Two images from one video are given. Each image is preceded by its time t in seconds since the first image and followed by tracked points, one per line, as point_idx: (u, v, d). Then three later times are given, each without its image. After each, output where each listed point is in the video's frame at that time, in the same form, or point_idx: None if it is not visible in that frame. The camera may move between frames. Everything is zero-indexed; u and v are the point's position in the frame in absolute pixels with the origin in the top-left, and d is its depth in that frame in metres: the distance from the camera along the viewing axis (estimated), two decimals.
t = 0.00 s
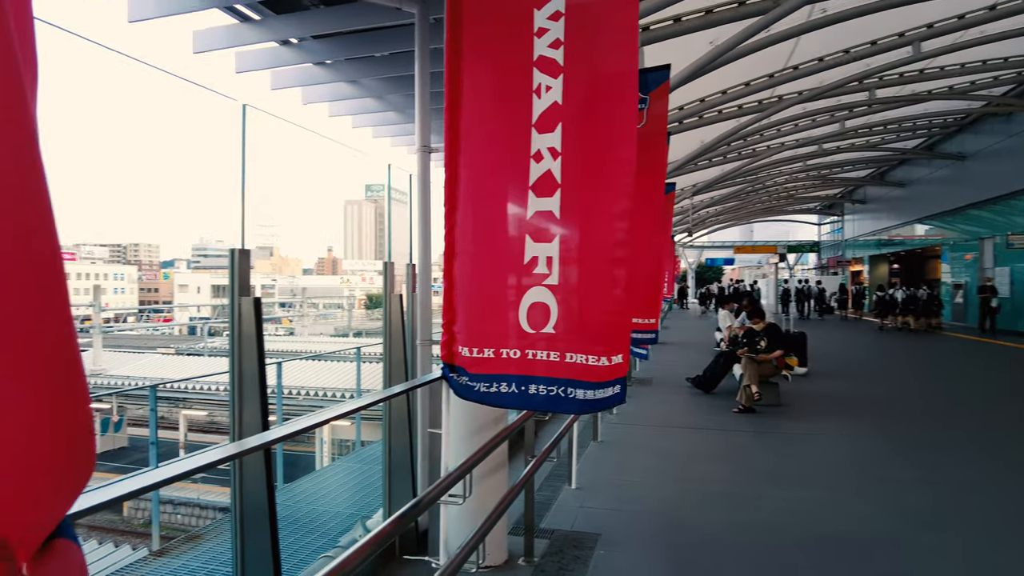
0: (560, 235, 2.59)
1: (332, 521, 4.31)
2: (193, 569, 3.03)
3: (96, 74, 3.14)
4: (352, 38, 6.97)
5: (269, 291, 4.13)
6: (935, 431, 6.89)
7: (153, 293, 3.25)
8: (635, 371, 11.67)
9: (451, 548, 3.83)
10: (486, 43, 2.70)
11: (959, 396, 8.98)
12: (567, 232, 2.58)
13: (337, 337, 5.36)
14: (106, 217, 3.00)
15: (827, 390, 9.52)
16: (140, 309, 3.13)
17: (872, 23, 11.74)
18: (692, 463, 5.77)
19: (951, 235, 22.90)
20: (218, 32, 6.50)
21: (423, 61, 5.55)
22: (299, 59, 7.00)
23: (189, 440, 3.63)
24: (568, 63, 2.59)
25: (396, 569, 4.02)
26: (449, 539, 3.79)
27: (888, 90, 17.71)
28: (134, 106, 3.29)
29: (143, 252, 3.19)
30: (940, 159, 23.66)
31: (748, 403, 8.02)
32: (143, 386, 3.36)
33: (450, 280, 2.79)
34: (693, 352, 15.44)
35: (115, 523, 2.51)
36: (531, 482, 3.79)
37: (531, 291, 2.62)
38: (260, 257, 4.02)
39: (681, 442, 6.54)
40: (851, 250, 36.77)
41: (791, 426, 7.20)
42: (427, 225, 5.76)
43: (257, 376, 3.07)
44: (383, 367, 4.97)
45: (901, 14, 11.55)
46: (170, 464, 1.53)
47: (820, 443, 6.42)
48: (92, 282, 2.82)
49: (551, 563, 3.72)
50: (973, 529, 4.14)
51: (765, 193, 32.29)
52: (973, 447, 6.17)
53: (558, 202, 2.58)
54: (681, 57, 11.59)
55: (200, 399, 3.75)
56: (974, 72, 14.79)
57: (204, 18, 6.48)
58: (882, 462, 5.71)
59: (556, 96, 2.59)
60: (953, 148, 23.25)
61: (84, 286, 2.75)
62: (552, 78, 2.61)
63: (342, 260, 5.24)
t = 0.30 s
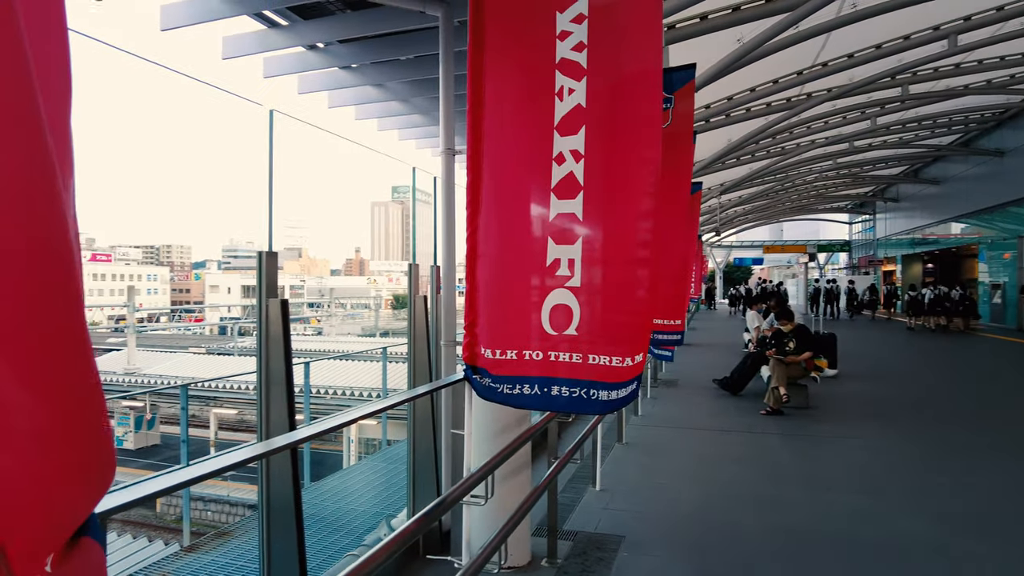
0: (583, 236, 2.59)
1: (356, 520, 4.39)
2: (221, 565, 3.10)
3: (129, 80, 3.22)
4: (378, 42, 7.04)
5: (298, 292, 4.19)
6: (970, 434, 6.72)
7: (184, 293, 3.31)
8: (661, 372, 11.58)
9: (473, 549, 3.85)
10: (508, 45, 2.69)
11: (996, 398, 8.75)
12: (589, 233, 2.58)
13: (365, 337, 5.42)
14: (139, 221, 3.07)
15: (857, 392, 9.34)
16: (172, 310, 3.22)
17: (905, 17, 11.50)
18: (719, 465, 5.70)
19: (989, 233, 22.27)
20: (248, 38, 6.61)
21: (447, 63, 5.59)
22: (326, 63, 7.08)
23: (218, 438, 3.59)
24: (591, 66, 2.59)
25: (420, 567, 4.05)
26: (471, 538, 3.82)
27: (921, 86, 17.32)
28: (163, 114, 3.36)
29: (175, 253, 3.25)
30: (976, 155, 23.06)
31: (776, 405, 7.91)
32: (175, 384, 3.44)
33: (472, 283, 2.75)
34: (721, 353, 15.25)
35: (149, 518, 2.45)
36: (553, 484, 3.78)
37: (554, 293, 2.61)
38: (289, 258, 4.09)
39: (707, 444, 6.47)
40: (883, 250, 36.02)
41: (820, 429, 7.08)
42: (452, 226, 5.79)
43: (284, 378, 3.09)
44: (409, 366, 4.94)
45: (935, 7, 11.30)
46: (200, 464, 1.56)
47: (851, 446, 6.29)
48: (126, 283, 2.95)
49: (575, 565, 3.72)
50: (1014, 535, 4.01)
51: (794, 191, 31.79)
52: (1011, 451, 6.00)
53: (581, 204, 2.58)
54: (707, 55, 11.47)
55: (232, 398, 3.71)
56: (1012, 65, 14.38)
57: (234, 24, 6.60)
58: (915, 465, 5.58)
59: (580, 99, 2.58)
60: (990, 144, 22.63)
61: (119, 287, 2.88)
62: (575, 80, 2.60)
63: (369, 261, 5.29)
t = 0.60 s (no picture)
0: (583, 239, 2.61)
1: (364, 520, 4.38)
2: (231, 565, 3.10)
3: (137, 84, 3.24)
4: (385, 44, 7.07)
5: (309, 292, 4.21)
6: (981, 435, 6.65)
7: (195, 294, 3.36)
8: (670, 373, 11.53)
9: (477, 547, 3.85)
10: (508, 50, 2.68)
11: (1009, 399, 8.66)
12: (589, 236, 2.60)
13: (374, 337, 5.43)
14: (150, 224, 3.09)
15: (868, 393, 9.27)
16: (183, 310, 3.26)
17: (916, 15, 11.39)
18: (726, 467, 5.68)
19: (1003, 233, 22.02)
20: (256, 43, 6.65)
21: (452, 66, 5.60)
22: (333, 67, 7.11)
23: (229, 438, 3.52)
24: (592, 72, 2.61)
25: (424, 568, 4.06)
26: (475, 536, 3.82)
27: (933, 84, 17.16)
28: (168, 119, 3.37)
29: (186, 255, 3.29)
30: (989, 154, 22.83)
31: (784, 406, 7.87)
32: (185, 384, 3.43)
33: (475, 285, 2.75)
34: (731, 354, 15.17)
35: (160, 516, 2.55)
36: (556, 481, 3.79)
37: (556, 295, 2.62)
38: (299, 259, 4.12)
39: (714, 445, 6.44)
40: (894, 249, 35.77)
41: (830, 430, 7.04)
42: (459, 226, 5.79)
43: (289, 380, 3.09)
44: (413, 367, 4.97)
45: (946, 5, 11.19)
46: (206, 461, 1.58)
47: (860, 447, 6.25)
48: (138, 284, 2.97)
49: (579, 565, 3.72)
50: None
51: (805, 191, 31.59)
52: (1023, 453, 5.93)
53: (582, 208, 2.59)
54: (715, 55, 11.43)
55: (243, 398, 3.73)
56: None
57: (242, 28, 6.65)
58: (925, 467, 5.53)
59: (580, 104, 2.60)
60: (1004, 143, 22.39)
61: (131, 288, 2.90)
62: (576, 86, 2.61)
63: (379, 262, 5.31)
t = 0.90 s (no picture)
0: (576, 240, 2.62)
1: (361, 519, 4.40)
2: (228, 564, 3.07)
3: (131, 85, 3.24)
4: (383, 45, 7.08)
5: (309, 293, 4.21)
6: (979, 436, 6.63)
7: (195, 295, 3.37)
8: (668, 373, 11.55)
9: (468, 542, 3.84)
10: (501, 52, 2.68)
11: (1006, 399, 8.68)
12: (582, 237, 2.62)
13: (373, 337, 5.43)
14: (150, 225, 3.10)
15: (865, 393, 9.29)
16: (183, 311, 3.28)
17: (913, 15, 11.39)
18: (722, 466, 5.67)
19: (1001, 233, 22.05)
20: (254, 44, 6.66)
21: (448, 68, 5.61)
22: (331, 68, 7.12)
23: (227, 438, 3.64)
24: (584, 76, 2.63)
25: (420, 567, 4.07)
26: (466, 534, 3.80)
27: (931, 84, 17.16)
28: (165, 121, 3.37)
29: (186, 255, 3.29)
30: (988, 154, 22.83)
31: (780, 406, 7.89)
32: (182, 385, 3.49)
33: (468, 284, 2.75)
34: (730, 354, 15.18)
35: (159, 517, 2.60)
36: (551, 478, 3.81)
37: (549, 295, 2.63)
38: (299, 259, 4.12)
39: (711, 445, 6.44)
40: (893, 250, 35.82)
41: (826, 430, 7.05)
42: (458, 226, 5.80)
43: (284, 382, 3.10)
44: (409, 366, 4.99)
45: (943, 6, 11.20)
46: (200, 458, 1.66)
47: (857, 448, 6.24)
48: (137, 285, 3.00)
49: (574, 563, 3.73)
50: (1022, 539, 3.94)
51: (804, 192, 31.61)
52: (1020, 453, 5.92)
53: (575, 209, 2.61)
54: (713, 56, 11.44)
55: (240, 399, 3.79)
56: None
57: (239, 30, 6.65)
58: (922, 468, 5.52)
59: (573, 107, 2.61)
60: (1002, 143, 22.41)
61: (130, 288, 2.94)
62: (569, 89, 2.63)
63: (378, 262, 5.32)
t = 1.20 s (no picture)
0: (560, 238, 2.64)
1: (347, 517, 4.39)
2: (213, 563, 3.08)
3: (115, 82, 3.21)
4: (370, 45, 7.06)
5: (296, 293, 4.21)
6: (962, 434, 6.71)
7: (182, 295, 3.36)
8: (656, 373, 11.60)
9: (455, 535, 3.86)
10: (486, 52, 2.69)
11: (989, 397, 8.80)
12: (567, 235, 2.64)
13: (361, 337, 5.40)
14: (136, 224, 3.07)
15: (851, 391, 9.38)
16: (169, 311, 3.26)
17: (897, 19, 11.51)
18: (710, 464, 5.71)
19: (985, 234, 22.33)
20: (241, 43, 6.63)
21: (436, 68, 5.61)
22: (319, 67, 7.10)
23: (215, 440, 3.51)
24: (569, 76, 2.64)
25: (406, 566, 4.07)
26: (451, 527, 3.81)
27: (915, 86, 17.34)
28: (153, 119, 3.35)
29: (173, 255, 3.27)
30: (972, 155, 23.10)
31: (766, 405, 7.95)
32: (166, 384, 3.37)
33: (453, 282, 2.75)
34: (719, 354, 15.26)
35: (146, 518, 2.60)
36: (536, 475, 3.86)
37: (533, 293, 2.65)
38: (287, 259, 4.12)
39: (697, 443, 6.48)
40: (879, 250, 36.15)
41: (812, 428, 7.12)
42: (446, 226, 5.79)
43: (269, 378, 3.09)
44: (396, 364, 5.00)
45: (927, 9, 11.32)
46: (188, 449, 1.70)
47: (842, 446, 6.30)
48: (123, 285, 3.01)
49: (559, 560, 3.75)
50: (1001, 536, 4.00)
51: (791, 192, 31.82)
52: (1002, 451, 6.00)
53: (559, 208, 2.62)
54: (700, 57, 11.50)
55: (227, 399, 3.62)
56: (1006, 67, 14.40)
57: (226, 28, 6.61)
58: (906, 466, 5.57)
59: (558, 107, 2.63)
60: (986, 145, 22.69)
61: (115, 288, 2.94)
62: (553, 89, 2.64)
63: (367, 262, 5.30)
